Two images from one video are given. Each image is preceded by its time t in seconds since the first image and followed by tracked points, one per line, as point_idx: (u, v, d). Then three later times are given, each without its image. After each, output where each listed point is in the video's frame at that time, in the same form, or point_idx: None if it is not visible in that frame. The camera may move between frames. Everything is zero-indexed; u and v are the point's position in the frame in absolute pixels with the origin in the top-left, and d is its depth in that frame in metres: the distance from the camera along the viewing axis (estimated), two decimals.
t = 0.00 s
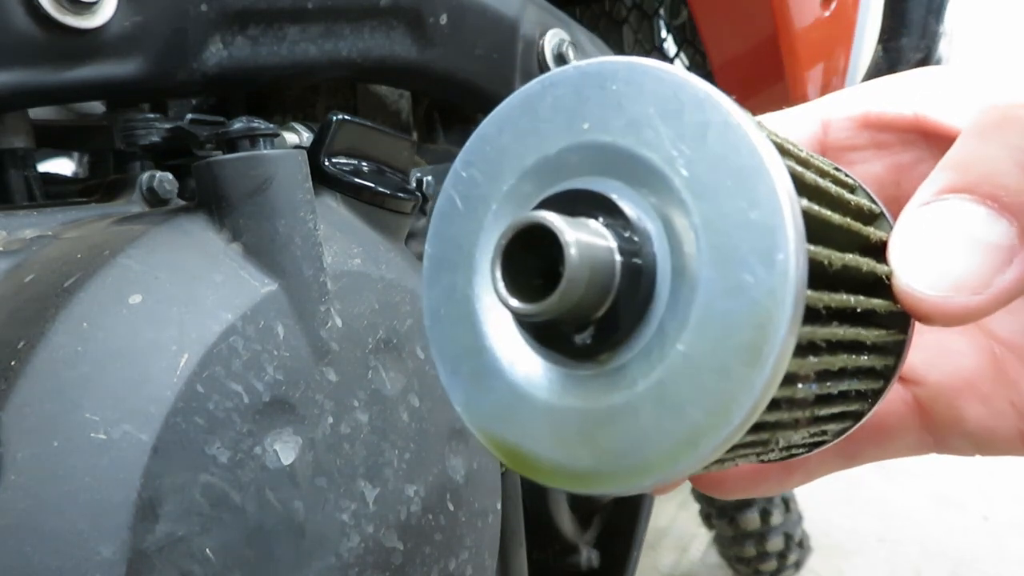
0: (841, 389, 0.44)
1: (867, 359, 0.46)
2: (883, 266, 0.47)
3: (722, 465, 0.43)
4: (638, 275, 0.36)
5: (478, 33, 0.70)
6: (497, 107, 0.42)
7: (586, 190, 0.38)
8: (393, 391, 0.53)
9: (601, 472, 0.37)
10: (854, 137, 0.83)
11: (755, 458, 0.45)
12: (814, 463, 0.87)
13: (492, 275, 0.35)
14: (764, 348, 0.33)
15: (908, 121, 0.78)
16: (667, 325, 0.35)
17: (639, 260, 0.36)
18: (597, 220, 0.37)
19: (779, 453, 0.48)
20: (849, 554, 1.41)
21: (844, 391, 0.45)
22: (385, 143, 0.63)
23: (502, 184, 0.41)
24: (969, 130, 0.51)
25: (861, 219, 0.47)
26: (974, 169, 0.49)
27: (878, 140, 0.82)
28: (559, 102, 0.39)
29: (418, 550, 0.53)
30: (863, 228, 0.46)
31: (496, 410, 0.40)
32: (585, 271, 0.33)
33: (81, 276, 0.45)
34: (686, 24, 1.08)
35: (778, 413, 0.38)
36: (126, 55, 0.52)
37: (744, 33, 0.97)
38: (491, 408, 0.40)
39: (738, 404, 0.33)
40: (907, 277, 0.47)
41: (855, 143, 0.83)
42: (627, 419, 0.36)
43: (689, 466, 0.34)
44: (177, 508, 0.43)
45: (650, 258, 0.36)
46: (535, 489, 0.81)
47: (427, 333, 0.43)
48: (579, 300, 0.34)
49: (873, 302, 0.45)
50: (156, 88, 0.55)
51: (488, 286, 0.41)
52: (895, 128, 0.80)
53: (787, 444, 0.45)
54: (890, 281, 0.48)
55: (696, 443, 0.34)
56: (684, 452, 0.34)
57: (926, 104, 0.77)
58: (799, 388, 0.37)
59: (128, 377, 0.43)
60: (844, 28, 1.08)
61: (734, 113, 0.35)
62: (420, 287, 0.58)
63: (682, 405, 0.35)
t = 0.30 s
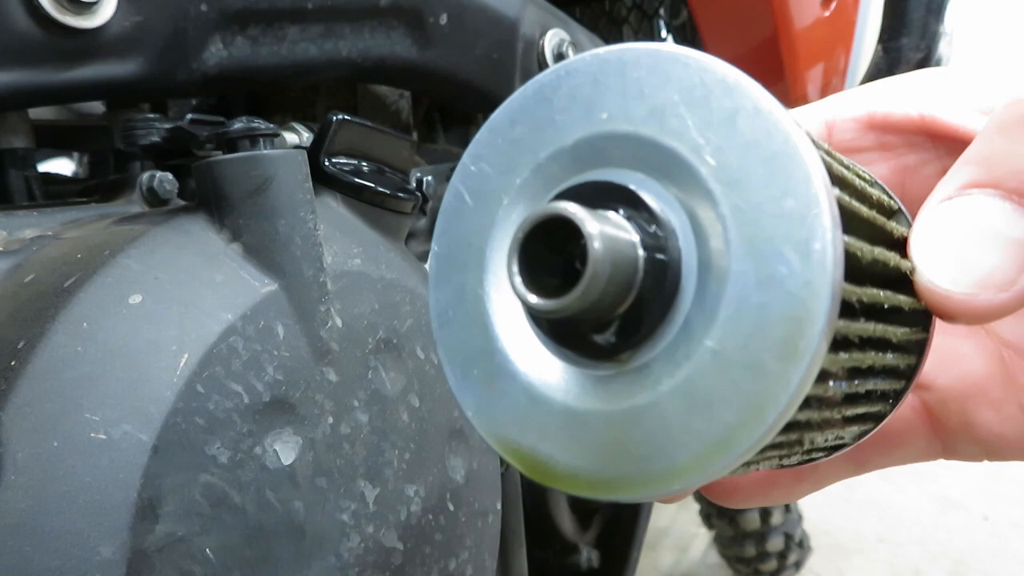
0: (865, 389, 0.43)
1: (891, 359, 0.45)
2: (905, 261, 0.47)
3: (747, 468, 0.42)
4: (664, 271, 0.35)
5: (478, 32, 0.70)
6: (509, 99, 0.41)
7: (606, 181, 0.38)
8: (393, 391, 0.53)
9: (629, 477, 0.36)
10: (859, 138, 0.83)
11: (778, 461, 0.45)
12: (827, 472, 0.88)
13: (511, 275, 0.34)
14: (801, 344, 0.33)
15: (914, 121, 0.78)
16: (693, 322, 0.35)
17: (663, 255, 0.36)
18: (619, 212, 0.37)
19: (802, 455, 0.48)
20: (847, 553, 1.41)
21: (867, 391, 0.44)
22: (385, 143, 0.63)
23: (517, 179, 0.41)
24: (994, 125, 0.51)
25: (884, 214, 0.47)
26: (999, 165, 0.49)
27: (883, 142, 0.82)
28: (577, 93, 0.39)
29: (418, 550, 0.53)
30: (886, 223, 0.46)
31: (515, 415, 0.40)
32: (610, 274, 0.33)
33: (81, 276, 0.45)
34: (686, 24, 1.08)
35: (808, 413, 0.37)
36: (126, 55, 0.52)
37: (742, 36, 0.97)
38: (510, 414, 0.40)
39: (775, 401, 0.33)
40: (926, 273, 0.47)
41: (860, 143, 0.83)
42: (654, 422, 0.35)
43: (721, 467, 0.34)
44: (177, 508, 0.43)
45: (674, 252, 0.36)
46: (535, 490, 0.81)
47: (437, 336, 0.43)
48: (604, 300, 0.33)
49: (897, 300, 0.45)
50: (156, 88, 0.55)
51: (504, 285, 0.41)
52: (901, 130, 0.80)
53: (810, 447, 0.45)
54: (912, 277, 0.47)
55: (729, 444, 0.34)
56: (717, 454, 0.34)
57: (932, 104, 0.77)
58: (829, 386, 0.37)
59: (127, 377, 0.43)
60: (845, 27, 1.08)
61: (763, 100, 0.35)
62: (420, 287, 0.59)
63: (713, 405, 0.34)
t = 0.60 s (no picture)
0: (897, 339, 0.40)
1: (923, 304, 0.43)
2: (912, 200, 0.45)
3: (784, 449, 0.40)
4: (620, 253, 0.35)
5: (479, 33, 0.70)
6: (460, 120, 0.43)
7: (566, 163, 0.38)
8: (393, 391, 0.53)
9: (623, 462, 0.35)
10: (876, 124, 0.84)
11: (824, 441, 0.42)
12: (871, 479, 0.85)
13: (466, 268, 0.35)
14: (767, 275, 0.31)
15: (934, 105, 0.79)
16: (660, 289, 0.34)
17: (621, 237, 0.35)
18: (586, 198, 0.37)
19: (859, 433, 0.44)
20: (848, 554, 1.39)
21: (903, 342, 0.41)
22: (385, 143, 0.62)
23: (481, 182, 0.42)
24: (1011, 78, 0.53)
25: (884, 157, 0.45)
26: None
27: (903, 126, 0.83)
28: (517, 89, 0.40)
29: (418, 550, 0.53)
30: (885, 163, 0.44)
31: (513, 425, 0.39)
32: (556, 243, 0.32)
33: (81, 276, 0.45)
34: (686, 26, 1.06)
35: (817, 355, 0.35)
36: (126, 54, 0.52)
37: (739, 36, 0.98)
38: (508, 423, 0.39)
39: (750, 340, 0.31)
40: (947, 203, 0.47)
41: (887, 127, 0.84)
42: (632, 395, 0.34)
43: (716, 424, 0.32)
44: (177, 508, 0.43)
45: (633, 233, 0.35)
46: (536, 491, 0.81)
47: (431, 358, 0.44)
48: (551, 275, 0.33)
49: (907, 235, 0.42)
50: (155, 88, 0.55)
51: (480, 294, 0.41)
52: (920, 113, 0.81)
53: (856, 420, 0.42)
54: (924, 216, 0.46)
55: (716, 397, 0.32)
56: (705, 413, 0.32)
57: (950, 86, 0.79)
58: (832, 325, 0.35)
59: (127, 377, 0.43)
60: (846, 27, 1.08)
61: (679, 35, 0.34)
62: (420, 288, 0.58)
63: (688, 364, 0.33)
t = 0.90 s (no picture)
0: (898, 297, 0.41)
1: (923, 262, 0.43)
2: (898, 161, 0.46)
3: (797, 419, 0.40)
4: (594, 243, 0.35)
5: (478, 33, 0.70)
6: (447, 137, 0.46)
7: (544, 154, 0.39)
8: (393, 391, 0.53)
9: (617, 438, 0.34)
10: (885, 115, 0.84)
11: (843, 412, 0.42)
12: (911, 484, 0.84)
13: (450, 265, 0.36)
14: (733, 224, 0.31)
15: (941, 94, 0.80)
16: (639, 258, 0.34)
17: (597, 228, 0.36)
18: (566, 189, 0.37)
19: (884, 404, 0.44)
20: (848, 553, 1.39)
21: (907, 301, 0.41)
22: (385, 144, 0.63)
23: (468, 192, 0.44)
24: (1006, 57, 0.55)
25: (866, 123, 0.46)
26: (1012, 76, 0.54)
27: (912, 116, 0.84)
28: (493, 98, 0.42)
29: (418, 550, 0.53)
30: (868, 128, 0.45)
31: (516, 422, 0.39)
32: (531, 230, 0.33)
33: (81, 276, 0.45)
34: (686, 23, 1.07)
35: (802, 307, 0.35)
36: (126, 54, 0.52)
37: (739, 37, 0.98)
38: (510, 422, 0.40)
39: (722, 293, 0.31)
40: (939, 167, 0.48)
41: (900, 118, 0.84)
42: (619, 369, 0.34)
43: (699, 382, 0.31)
44: (177, 508, 0.43)
45: (606, 224, 0.36)
46: (537, 492, 0.81)
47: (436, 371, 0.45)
48: (531, 263, 0.34)
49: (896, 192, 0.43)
50: (155, 88, 0.55)
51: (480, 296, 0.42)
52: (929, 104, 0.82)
53: (874, 386, 0.42)
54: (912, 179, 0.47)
55: (696, 355, 0.32)
56: (686, 372, 0.32)
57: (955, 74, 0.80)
58: (816, 276, 0.36)
59: (128, 377, 0.43)
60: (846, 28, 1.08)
61: (625, 14, 0.36)
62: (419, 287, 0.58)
63: (667, 330, 0.33)
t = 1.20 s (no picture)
0: (909, 309, 0.41)
1: (935, 272, 0.43)
2: (903, 170, 0.46)
3: (811, 438, 0.40)
4: (591, 276, 0.37)
5: (478, 33, 0.70)
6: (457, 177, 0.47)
7: (543, 191, 0.40)
8: (393, 391, 0.53)
9: (622, 463, 0.36)
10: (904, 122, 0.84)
11: (862, 429, 0.42)
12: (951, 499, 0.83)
13: (457, 303, 0.38)
14: (715, 248, 0.32)
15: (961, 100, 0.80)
16: (635, 286, 0.35)
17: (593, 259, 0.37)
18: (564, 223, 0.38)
19: (910, 417, 0.44)
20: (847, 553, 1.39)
21: (918, 312, 0.41)
22: (385, 143, 0.62)
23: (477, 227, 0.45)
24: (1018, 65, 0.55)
25: (869, 135, 0.46)
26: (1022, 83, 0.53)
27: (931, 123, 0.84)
28: (494, 136, 0.44)
29: (418, 550, 0.53)
30: (872, 139, 0.45)
31: (533, 450, 0.41)
32: (526, 268, 0.35)
33: (82, 276, 0.45)
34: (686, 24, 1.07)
35: (797, 327, 0.36)
36: (126, 54, 0.52)
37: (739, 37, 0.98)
38: (528, 451, 0.41)
39: (710, 317, 0.32)
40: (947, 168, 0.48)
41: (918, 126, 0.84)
42: (622, 397, 0.36)
43: (693, 405, 0.32)
44: (177, 508, 0.43)
45: (604, 255, 0.37)
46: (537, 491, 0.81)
47: (459, 401, 0.47)
48: (530, 301, 0.36)
49: (900, 203, 0.43)
50: (156, 88, 0.55)
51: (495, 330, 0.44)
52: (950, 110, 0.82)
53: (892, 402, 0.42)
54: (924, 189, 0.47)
55: (689, 380, 0.32)
56: (680, 395, 0.33)
57: (977, 80, 0.80)
58: (811, 294, 0.36)
59: (127, 377, 0.43)
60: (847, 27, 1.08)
61: (605, 51, 0.37)
62: (419, 287, 0.58)
63: (661, 356, 0.34)
